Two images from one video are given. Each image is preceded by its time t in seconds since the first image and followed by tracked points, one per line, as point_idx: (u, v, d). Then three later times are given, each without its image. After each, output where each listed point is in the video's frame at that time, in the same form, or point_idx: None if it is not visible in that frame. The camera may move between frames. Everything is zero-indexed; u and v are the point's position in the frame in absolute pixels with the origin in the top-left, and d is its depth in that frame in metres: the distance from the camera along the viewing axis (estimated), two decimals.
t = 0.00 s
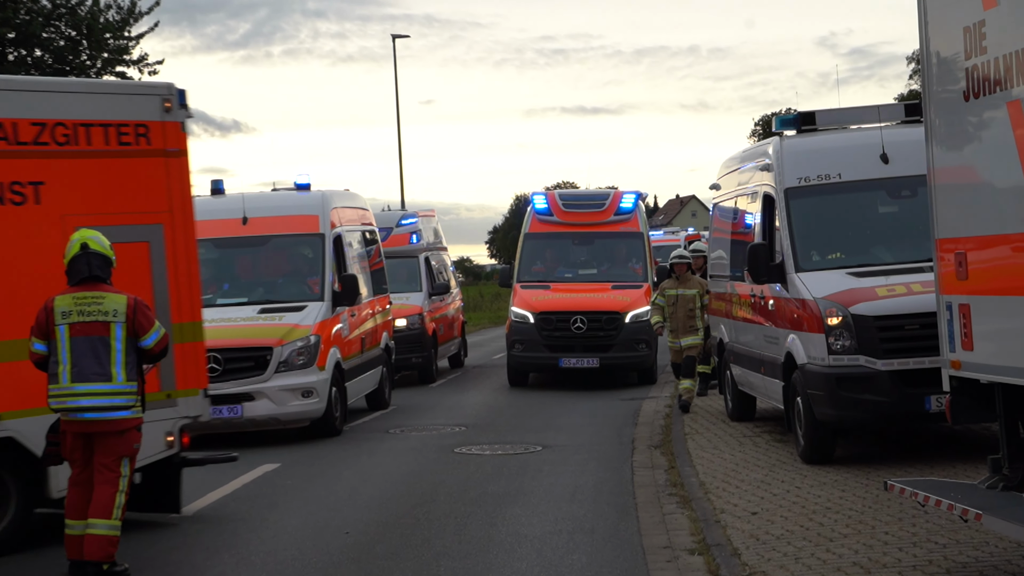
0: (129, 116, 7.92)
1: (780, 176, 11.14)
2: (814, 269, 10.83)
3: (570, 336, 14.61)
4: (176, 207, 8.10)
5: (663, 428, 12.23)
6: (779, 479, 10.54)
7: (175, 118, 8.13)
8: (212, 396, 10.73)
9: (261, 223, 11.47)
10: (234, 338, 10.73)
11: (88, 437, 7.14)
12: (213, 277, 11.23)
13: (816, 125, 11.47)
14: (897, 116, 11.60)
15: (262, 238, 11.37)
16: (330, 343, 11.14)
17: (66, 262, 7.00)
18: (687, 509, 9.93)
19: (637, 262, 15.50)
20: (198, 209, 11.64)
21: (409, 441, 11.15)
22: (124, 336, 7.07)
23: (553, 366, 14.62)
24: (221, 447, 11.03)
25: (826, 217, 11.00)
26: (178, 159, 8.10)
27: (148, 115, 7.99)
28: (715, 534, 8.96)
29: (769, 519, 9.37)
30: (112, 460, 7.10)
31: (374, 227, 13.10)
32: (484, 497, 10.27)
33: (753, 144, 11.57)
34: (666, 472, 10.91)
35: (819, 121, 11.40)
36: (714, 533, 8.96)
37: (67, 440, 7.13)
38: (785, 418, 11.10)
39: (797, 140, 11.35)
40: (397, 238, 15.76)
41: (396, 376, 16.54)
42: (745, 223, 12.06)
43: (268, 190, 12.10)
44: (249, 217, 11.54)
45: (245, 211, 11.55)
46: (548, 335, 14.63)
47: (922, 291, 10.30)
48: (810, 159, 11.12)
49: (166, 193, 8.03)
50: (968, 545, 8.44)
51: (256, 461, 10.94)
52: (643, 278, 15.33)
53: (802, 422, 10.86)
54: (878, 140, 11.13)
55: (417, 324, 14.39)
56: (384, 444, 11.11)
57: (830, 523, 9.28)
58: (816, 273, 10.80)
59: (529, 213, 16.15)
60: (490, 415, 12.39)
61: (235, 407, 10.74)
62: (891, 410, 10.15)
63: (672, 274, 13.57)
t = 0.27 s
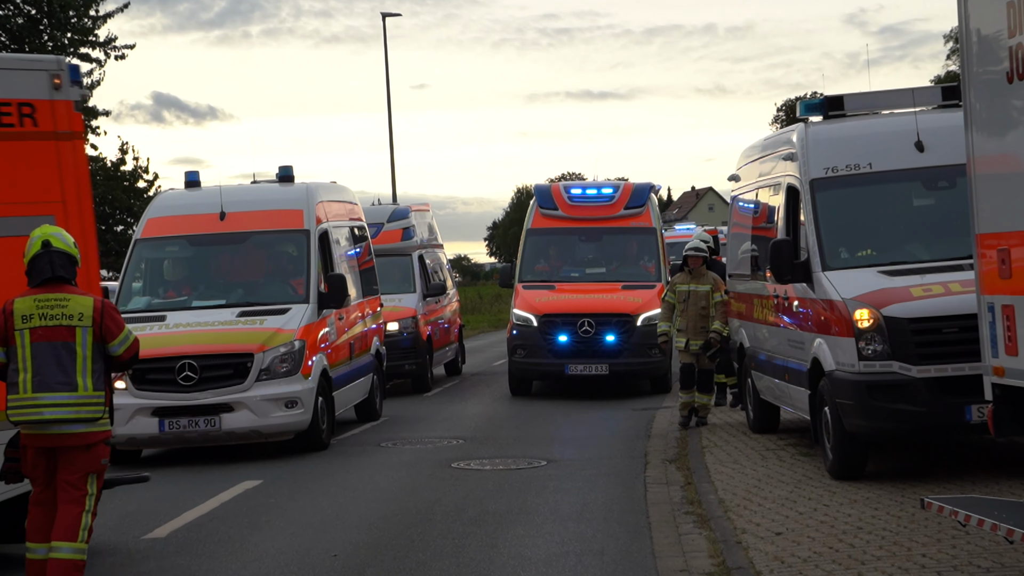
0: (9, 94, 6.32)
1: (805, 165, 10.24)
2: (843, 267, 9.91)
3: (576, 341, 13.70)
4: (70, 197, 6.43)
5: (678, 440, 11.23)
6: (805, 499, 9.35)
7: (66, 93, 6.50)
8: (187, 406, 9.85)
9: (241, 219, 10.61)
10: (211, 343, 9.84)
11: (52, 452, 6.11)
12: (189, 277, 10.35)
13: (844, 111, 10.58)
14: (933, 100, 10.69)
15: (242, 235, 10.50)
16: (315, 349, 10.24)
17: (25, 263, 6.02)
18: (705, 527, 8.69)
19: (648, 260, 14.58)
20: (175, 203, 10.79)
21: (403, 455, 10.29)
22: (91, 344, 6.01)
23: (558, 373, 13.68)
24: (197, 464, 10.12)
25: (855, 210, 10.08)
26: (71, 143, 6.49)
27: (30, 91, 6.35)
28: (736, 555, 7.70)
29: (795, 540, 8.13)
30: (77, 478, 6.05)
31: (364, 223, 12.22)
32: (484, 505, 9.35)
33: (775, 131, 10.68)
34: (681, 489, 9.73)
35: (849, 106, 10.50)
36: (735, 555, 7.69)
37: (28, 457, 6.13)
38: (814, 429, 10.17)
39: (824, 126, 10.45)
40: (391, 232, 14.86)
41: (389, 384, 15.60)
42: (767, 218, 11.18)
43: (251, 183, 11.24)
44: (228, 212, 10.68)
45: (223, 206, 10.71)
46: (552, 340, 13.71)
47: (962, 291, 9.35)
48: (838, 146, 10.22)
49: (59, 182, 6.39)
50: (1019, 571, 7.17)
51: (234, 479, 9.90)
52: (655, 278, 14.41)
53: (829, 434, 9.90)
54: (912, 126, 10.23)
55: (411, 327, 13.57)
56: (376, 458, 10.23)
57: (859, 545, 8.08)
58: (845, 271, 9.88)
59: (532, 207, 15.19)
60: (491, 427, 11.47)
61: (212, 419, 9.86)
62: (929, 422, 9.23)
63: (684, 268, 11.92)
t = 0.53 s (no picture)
0: None
1: (816, 165, 9.76)
2: (855, 274, 9.41)
3: (576, 351, 13.20)
4: None
5: (683, 455, 10.70)
6: (815, 517, 8.77)
7: None
8: (166, 420, 9.35)
9: (224, 222, 10.13)
10: (192, 353, 9.33)
11: (23, 470, 5.61)
12: (168, 284, 9.86)
13: (857, 109, 10.10)
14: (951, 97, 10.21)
15: (224, 239, 10.02)
16: (302, 359, 9.75)
17: None
18: (711, 546, 8.10)
19: (650, 266, 14.08)
20: (155, 206, 10.31)
21: (394, 471, 9.83)
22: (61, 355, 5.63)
23: (556, 384, 13.20)
24: (177, 481, 9.63)
25: (869, 213, 9.58)
26: None
27: None
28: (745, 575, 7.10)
29: (808, 560, 7.51)
30: (48, 495, 5.53)
31: (353, 227, 11.74)
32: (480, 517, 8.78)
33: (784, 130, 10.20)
34: (686, 507, 9.16)
35: (862, 103, 10.03)
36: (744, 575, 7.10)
37: None
38: (825, 444, 9.71)
39: (836, 124, 9.97)
40: (380, 238, 14.36)
41: (379, 396, 15.08)
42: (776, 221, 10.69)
43: (235, 185, 10.76)
44: (210, 216, 10.19)
45: (204, 208, 10.22)
46: (550, 350, 13.22)
47: (981, 299, 8.85)
48: (850, 146, 9.74)
49: None
50: None
51: (214, 496, 9.33)
52: (657, 285, 13.92)
53: (842, 448, 9.38)
54: (928, 125, 9.75)
55: (401, 336, 13.10)
56: (367, 474, 9.76)
57: (875, 563, 7.46)
58: (858, 278, 9.37)
59: (530, 210, 14.69)
60: (487, 442, 10.97)
61: (193, 433, 9.37)
62: (946, 437, 8.75)
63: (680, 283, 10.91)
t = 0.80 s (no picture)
0: None
1: (828, 162, 9.35)
2: (869, 276, 8.97)
3: (576, 357, 12.78)
4: None
5: (690, 466, 10.25)
6: (827, 531, 8.31)
7: None
8: (149, 430, 8.94)
9: (209, 222, 9.72)
10: (176, 359, 8.91)
11: None
12: (150, 287, 9.44)
13: (871, 104, 9.70)
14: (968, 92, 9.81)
15: (210, 240, 9.61)
16: (291, 366, 9.33)
17: None
18: (720, 561, 7.62)
19: (654, 268, 13.66)
20: (137, 204, 9.90)
21: (387, 482, 9.42)
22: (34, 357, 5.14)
23: (555, 392, 12.78)
24: (160, 493, 9.21)
25: (884, 212, 9.16)
26: None
27: None
28: None
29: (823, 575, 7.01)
30: (23, 509, 5.06)
31: (344, 228, 11.34)
32: (477, 530, 8.30)
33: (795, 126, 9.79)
34: (692, 520, 8.69)
35: (876, 98, 9.62)
36: None
37: None
38: (838, 455, 9.28)
39: (849, 120, 9.56)
40: (372, 238, 13.94)
41: (371, 404, 14.66)
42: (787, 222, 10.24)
43: (222, 184, 10.34)
44: (195, 216, 9.78)
45: (189, 208, 9.81)
46: (549, 357, 12.80)
47: (1002, 302, 8.42)
48: (864, 143, 9.32)
49: None
50: None
51: (200, 507, 8.87)
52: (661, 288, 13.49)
53: (856, 459, 8.93)
54: (946, 121, 9.34)
55: (394, 342, 12.72)
56: (358, 485, 9.34)
57: None
58: (872, 281, 8.92)
59: (529, 210, 14.27)
60: (484, 452, 10.55)
61: (176, 443, 8.94)
62: (964, 447, 8.33)
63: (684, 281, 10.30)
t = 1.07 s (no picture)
0: None
1: (837, 161, 9.05)
2: (879, 279, 8.65)
3: (575, 362, 12.48)
4: None
5: (695, 474, 9.93)
6: (836, 542, 7.95)
7: None
8: (134, 437, 8.63)
9: (197, 222, 9.42)
10: (162, 364, 8.61)
11: None
12: (136, 289, 9.14)
13: (882, 100, 9.39)
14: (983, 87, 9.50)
15: (198, 241, 9.31)
16: (281, 370, 9.01)
17: None
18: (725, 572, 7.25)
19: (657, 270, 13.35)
20: (123, 203, 9.60)
21: (381, 490, 9.10)
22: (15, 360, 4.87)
23: (554, 398, 12.50)
24: (146, 502, 8.91)
25: (896, 212, 8.84)
26: None
27: None
28: None
29: None
30: (4, 519, 4.77)
31: (336, 228, 11.05)
32: (472, 541, 7.96)
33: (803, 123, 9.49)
34: (697, 530, 8.34)
35: (887, 94, 9.32)
36: None
37: None
38: (848, 463, 8.97)
39: (859, 116, 9.25)
40: (366, 239, 13.73)
41: (364, 411, 14.36)
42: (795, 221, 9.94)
43: (211, 182, 10.04)
44: (182, 215, 9.48)
45: (176, 208, 9.51)
46: (546, 362, 12.50)
47: (1017, 305, 8.07)
48: (874, 140, 9.02)
49: None
50: None
51: (189, 517, 8.54)
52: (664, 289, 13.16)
53: (867, 467, 8.60)
54: (959, 117, 9.03)
55: (389, 345, 12.48)
56: (352, 493, 9.03)
57: None
58: (882, 284, 8.61)
59: (527, 208, 13.95)
60: (480, 459, 10.25)
61: (163, 450, 8.64)
62: (979, 454, 8.02)
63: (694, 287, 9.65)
